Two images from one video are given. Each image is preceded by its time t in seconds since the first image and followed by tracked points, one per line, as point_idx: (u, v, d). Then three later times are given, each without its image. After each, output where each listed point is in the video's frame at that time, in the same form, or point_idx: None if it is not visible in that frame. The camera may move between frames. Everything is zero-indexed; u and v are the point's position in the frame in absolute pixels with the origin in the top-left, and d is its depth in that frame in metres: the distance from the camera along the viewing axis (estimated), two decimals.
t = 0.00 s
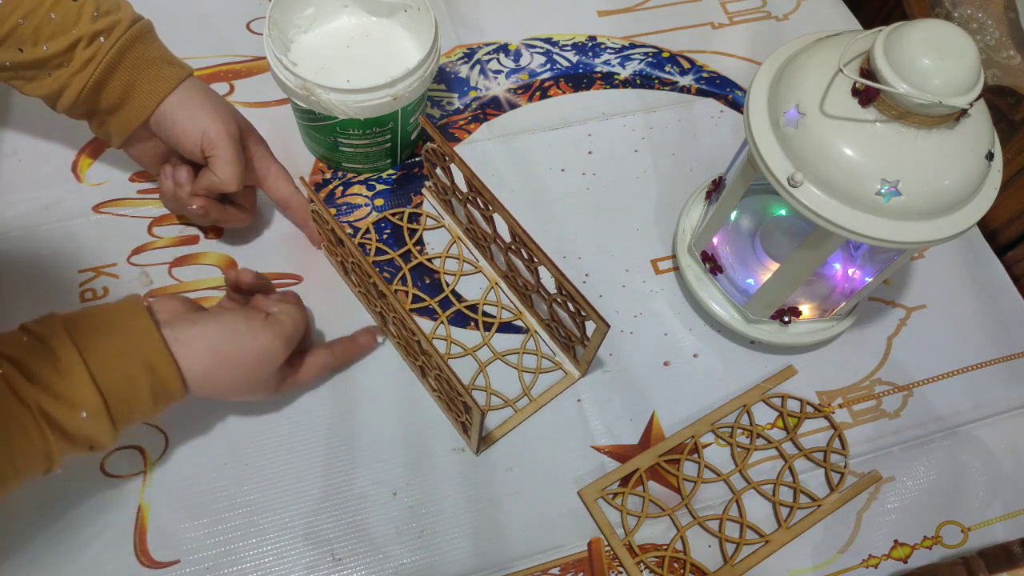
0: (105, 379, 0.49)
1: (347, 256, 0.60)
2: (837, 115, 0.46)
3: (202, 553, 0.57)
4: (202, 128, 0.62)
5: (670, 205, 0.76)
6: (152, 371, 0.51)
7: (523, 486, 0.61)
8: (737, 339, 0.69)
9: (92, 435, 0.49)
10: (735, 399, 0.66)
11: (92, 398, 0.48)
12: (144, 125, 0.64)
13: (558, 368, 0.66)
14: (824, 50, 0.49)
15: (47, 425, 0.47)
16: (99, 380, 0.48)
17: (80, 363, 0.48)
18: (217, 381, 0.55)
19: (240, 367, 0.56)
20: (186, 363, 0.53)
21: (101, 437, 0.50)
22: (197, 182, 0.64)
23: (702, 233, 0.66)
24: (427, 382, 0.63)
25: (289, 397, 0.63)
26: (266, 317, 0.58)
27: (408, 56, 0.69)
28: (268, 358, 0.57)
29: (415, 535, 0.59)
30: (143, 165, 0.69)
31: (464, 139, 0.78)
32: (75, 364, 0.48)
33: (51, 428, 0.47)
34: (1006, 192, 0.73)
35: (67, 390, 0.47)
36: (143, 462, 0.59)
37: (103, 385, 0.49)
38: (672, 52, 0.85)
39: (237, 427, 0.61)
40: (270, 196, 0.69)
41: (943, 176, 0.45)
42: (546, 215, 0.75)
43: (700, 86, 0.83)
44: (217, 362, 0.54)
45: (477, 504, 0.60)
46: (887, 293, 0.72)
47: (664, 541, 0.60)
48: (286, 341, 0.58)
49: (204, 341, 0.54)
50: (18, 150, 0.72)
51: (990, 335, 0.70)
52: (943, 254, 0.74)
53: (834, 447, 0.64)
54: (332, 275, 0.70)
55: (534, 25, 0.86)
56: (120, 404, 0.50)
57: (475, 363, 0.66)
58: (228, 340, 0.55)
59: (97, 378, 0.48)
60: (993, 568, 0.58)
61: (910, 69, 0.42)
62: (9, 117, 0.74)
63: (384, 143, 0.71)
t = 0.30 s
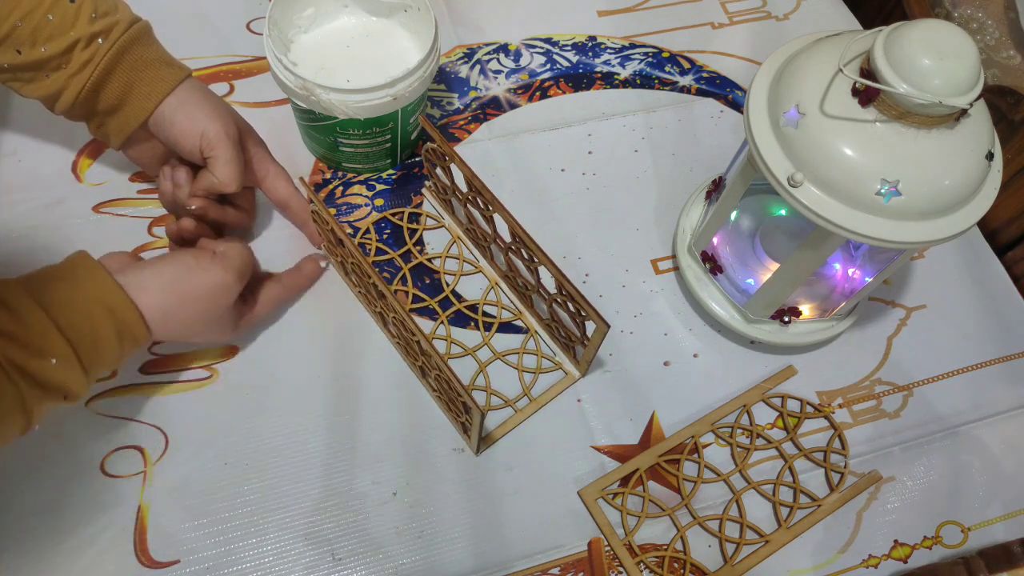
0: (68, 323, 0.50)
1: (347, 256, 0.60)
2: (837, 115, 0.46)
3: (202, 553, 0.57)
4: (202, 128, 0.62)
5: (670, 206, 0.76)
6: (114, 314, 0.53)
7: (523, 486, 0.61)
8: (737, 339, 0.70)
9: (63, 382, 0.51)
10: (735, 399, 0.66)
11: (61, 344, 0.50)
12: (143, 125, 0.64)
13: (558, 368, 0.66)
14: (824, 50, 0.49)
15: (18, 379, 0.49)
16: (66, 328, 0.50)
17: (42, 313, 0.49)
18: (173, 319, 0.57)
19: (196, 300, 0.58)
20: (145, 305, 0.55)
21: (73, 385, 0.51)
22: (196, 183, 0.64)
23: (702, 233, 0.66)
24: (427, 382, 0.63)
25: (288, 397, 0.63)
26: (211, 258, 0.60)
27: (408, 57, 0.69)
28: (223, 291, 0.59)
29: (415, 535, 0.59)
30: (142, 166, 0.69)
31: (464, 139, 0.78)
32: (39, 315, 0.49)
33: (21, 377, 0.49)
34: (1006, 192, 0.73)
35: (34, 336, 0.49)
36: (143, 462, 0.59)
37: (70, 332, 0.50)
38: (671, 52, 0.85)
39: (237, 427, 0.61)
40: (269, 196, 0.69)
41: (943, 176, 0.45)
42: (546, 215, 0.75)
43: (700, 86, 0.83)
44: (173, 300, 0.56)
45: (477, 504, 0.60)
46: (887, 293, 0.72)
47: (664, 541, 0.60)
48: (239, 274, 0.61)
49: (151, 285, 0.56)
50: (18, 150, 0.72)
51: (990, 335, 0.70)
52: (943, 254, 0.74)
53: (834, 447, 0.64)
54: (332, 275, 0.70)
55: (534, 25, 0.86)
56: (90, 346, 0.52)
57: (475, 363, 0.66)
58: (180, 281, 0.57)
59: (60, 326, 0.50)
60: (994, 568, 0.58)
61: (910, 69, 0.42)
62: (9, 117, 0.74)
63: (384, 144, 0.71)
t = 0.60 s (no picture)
0: (176, 502, 0.45)
1: (347, 257, 0.60)
2: (837, 115, 0.46)
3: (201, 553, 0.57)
4: (202, 128, 0.62)
5: (670, 206, 0.76)
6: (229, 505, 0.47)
7: (523, 486, 0.61)
8: (737, 339, 0.69)
9: None
10: (735, 399, 0.66)
11: (184, 567, 0.43)
12: (143, 126, 0.64)
13: (559, 368, 0.66)
14: (824, 50, 0.49)
15: None
16: (191, 542, 0.44)
17: (151, 487, 0.46)
18: (281, 502, 0.50)
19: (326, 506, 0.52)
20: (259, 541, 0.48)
21: None
22: (196, 184, 0.64)
23: (702, 233, 0.66)
24: (427, 382, 0.63)
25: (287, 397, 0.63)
26: (316, 434, 0.53)
27: (408, 57, 0.69)
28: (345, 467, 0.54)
29: (415, 535, 0.59)
30: (141, 167, 0.69)
31: (464, 139, 0.78)
32: (147, 489, 0.45)
33: (131, 557, 0.43)
34: (1006, 192, 0.73)
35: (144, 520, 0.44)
36: (143, 462, 0.59)
37: (193, 545, 0.44)
38: (672, 52, 0.85)
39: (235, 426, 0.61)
40: (269, 196, 0.69)
41: (943, 176, 0.45)
42: (546, 215, 0.75)
43: (700, 86, 0.83)
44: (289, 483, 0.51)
45: (477, 504, 0.60)
46: (887, 293, 0.72)
47: (664, 541, 0.60)
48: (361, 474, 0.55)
49: (270, 482, 0.50)
50: (18, 150, 0.72)
51: (989, 335, 0.70)
52: (942, 254, 0.74)
53: (833, 447, 0.64)
54: (332, 275, 0.70)
55: (534, 25, 0.86)
56: None
57: (475, 362, 0.66)
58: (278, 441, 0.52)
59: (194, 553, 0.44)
60: (994, 568, 0.58)
61: (910, 69, 0.42)
62: (9, 117, 0.74)
63: (384, 143, 0.71)
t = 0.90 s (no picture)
0: (206, 474, 0.48)
1: (347, 257, 0.60)
2: (837, 115, 0.46)
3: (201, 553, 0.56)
4: (202, 129, 0.63)
5: (670, 206, 0.76)
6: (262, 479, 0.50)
7: (523, 486, 0.61)
8: (737, 339, 0.69)
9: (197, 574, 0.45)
10: (735, 399, 0.66)
11: (215, 534, 0.46)
12: (143, 126, 0.64)
13: (559, 367, 0.66)
14: (824, 50, 0.49)
15: (162, 554, 0.44)
16: (221, 512, 0.47)
17: (182, 461, 0.48)
18: (306, 474, 0.52)
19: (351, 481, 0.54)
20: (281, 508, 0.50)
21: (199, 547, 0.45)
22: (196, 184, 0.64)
23: (702, 233, 0.66)
24: (428, 382, 0.63)
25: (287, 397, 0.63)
26: (339, 409, 0.55)
27: (407, 57, 0.69)
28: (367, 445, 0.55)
29: (415, 535, 0.59)
30: (140, 167, 0.69)
31: (464, 139, 0.78)
32: (176, 462, 0.48)
33: (164, 525, 0.45)
34: (1006, 192, 0.73)
35: (177, 489, 0.46)
36: (143, 462, 0.59)
37: (223, 512, 0.47)
38: (672, 52, 0.85)
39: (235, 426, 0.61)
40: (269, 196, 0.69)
41: (943, 176, 0.45)
42: (546, 215, 0.75)
43: (700, 86, 0.83)
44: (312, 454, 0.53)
45: (477, 504, 0.60)
46: (887, 293, 0.72)
47: (664, 541, 0.60)
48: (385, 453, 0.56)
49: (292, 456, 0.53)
50: (17, 150, 0.72)
51: (989, 335, 0.70)
52: (942, 254, 0.74)
53: (834, 447, 0.64)
54: (332, 275, 0.70)
55: (534, 25, 0.86)
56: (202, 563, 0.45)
57: (475, 362, 0.66)
58: (301, 416, 0.54)
59: (224, 519, 0.47)
60: (994, 568, 0.58)
61: (910, 69, 0.42)
62: (8, 117, 0.74)
63: (384, 143, 0.71)
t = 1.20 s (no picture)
0: (192, 446, 0.48)
1: (348, 257, 0.60)
2: (837, 115, 0.46)
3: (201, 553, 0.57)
4: (202, 129, 0.62)
5: (670, 206, 0.76)
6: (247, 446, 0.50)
7: (523, 486, 0.61)
8: (737, 338, 0.69)
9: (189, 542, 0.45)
10: (735, 399, 0.66)
11: (204, 502, 0.45)
12: (143, 127, 0.64)
13: (561, 365, 0.67)
14: (823, 51, 0.49)
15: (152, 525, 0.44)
16: (209, 481, 0.46)
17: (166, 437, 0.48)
18: (289, 438, 0.52)
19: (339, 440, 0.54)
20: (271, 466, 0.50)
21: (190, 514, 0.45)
22: (195, 185, 0.64)
23: (702, 233, 0.66)
24: (430, 381, 0.63)
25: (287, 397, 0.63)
26: (318, 373, 0.56)
27: (408, 57, 0.69)
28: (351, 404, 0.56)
29: (415, 535, 0.59)
30: (139, 169, 0.68)
31: (464, 139, 0.78)
32: (159, 438, 0.47)
33: (152, 497, 0.44)
34: (1006, 192, 0.73)
35: (163, 461, 0.46)
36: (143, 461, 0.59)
37: (210, 479, 0.47)
38: (671, 52, 0.85)
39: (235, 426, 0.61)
40: (269, 197, 0.69)
41: (943, 176, 0.45)
42: (546, 215, 0.75)
43: (700, 86, 0.83)
44: (297, 415, 0.53)
45: (477, 503, 0.60)
46: (887, 293, 0.72)
47: (664, 541, 0.60)
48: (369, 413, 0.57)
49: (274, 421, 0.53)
50: (18, 150, 0.73)
51: (989, 335, 0.70)
52: (942, 254, 0.74)
53: (834, 447, 0.64)
54: (332, 275, 0.70)
55: (534, 25, 0.86)
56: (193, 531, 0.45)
57: (477, 361, 0.66)
58: (283, 380, 0.55)
59: (212, 486, 0.46)
60: (993, 568, 0.58)
61: (910, 69, 0.42)
62: (8, 117, 0.74)
63: (384, 143, 0.71)
